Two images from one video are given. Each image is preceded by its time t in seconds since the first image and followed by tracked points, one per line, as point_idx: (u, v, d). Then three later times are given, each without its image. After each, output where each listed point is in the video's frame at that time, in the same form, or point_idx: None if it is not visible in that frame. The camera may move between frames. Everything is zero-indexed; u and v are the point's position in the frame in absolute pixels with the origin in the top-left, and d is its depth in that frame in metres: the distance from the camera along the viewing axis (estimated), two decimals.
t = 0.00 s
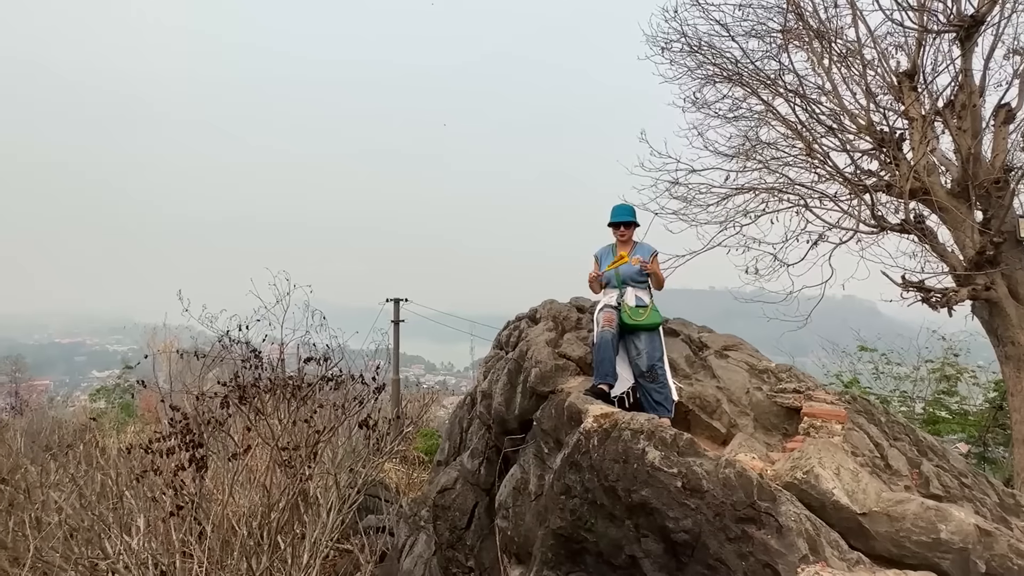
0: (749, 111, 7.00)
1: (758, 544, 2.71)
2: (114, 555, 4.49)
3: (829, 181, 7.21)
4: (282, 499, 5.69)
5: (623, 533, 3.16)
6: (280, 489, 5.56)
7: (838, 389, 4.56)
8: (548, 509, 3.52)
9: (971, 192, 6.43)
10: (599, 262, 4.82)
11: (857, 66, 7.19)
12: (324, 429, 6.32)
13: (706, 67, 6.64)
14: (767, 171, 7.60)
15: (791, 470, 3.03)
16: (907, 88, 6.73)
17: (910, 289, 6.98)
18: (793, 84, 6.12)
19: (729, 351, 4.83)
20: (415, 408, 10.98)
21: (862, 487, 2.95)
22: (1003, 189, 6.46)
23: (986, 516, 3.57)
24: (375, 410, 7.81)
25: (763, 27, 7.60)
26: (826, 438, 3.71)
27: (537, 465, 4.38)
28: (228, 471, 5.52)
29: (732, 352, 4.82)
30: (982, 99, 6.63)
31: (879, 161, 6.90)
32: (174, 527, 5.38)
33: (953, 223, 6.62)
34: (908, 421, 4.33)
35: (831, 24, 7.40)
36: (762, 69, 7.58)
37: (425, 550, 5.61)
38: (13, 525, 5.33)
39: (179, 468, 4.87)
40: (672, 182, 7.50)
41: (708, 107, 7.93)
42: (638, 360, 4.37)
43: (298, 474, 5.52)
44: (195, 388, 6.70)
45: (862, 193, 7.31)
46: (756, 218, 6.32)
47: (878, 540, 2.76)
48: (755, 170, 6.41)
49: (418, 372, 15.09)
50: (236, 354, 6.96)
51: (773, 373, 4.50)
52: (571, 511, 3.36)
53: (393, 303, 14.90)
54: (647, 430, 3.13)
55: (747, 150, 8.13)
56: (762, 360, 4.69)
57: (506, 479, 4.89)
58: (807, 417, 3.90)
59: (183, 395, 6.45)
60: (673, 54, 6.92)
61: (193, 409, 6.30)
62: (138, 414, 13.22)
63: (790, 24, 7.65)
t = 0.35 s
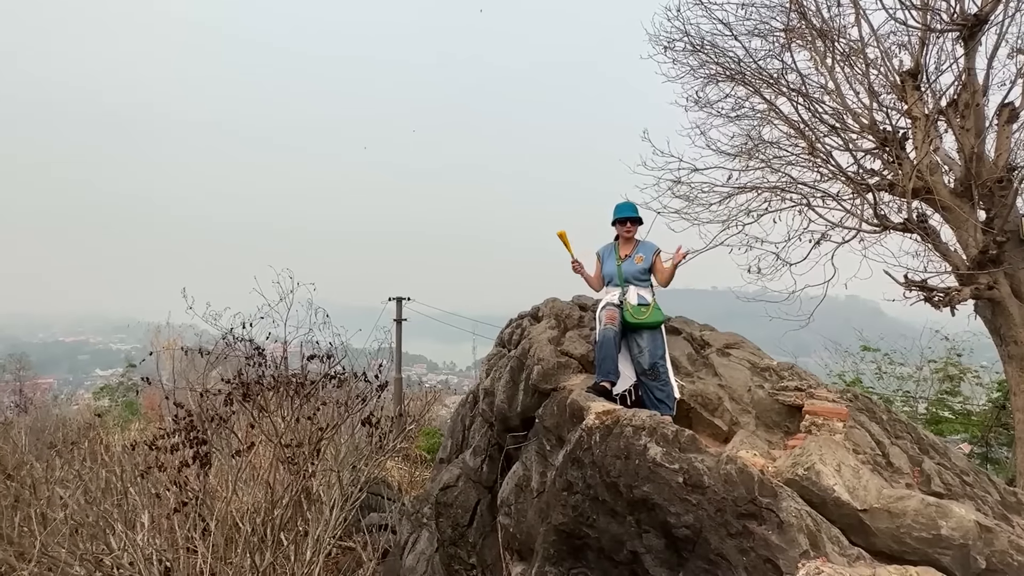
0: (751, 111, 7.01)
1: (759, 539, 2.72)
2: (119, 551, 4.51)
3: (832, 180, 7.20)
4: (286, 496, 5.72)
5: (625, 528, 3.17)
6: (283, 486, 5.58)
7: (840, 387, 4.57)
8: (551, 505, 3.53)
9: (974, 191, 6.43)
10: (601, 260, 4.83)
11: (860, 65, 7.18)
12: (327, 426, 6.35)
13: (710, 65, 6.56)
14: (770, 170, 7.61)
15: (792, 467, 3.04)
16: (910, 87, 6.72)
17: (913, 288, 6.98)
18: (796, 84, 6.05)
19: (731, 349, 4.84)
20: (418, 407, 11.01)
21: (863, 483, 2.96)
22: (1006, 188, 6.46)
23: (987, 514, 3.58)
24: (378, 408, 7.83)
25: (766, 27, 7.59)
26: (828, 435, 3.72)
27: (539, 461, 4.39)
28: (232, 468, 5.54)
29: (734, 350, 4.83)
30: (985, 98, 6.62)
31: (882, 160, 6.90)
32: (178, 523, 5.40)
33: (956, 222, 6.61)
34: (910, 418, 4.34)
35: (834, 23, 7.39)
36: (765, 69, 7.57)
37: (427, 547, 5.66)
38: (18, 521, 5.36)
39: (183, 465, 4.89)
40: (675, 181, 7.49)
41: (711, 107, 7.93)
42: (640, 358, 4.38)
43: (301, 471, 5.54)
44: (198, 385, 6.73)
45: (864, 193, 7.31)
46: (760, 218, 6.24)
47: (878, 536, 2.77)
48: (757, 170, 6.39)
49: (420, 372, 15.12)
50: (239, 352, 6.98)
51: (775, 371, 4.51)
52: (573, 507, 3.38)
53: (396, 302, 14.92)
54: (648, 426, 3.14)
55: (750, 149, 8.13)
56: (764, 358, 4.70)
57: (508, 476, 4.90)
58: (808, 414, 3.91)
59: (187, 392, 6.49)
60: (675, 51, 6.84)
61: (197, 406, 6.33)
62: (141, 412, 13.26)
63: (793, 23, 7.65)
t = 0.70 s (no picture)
0: (755, 109, 7.00)
1: (760, 536, 2.73)
2: (123, 545, 4.54)
3: (835, 179, 7.19)
4: (288, 492, 5.74)
5: (626, 525, 3.19)
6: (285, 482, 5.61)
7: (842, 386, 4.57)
8: (553, 502, 3.55)
9: (978, 191, 6.41)
10: (604, 259, 4.84)
11: (864, 64, 7.17)
12: (331, 423, 6.38)
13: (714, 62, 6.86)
14: (773, 169, 7.61)
15: (793, 464, 3.05)
16: (915, 86, 6.71)
17: (916, 287, 6.98)
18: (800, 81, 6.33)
19: (733, 348, 4.84)
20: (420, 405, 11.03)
21: (864, 481, 2.96)
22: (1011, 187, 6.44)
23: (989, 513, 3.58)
24: (380, 405, 7.86)
25: (770, 25, 7.58)
26: (830, 434, 3.72)
27: (541, 459, 4.41)
28: (236, 463, 5.57)
29: (736, 349, 4.83)
30: (990, 97, 6.60)
31: (886, 159, 6.88)
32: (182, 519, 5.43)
33: (960, 222, 6.60)
34: (911, 418, 4.34)
35: (838, 22, 7.38)
36: (769, 67, 7.57)
37: (430, 543, 5.62)
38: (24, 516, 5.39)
39: (187, 460, 4.92)
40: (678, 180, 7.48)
41: (714, 105, 7.93)
42: (642, 356, 4.39)
43: (304, 467, 5.57)
44: (202, 382, 6.76)
45: (868, 192, 7.30)
46: (763, 216, 6.47)
47: (879, 534, 2.78)
48: (763, 168, 6.64)
49: (423, 370, 15.13)
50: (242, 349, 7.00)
51: (777, 370, 4.52)
52: (575, 504, 3.39)
53: (399, 299, 14.92)
54: (650, 424, 3.15)
55: (753, 148, 8.12)
56: (766, 357, 4.71)
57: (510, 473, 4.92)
58: (810, 413, 3.91)
59: (191, 388, 6.52)
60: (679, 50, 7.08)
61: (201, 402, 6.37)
62: (144, 408, 13.30)
63: (797, 22, 7.64)
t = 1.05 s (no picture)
0: (759, 108, 6.99)
1: (760, 533, 2.75)
2: (128, 538, 4.57)
3: (839, 178, 7.19)
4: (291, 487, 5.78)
5: (626, 521, 3.21)
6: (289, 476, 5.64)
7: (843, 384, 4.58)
8: (554, 498, 3.56)
9: (982, 191, 6.41)
10: (606, 257, 4.85)
11: (869, 62, 7.15)
12: (334, 418, 6.42)
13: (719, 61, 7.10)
14: (776, 167, 7.61)
15: (793, 462, 3.07)
16: (920, 85, 6.70)
17: (919, 287, 6.98)
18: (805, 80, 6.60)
19: (735, 346, 4.85)
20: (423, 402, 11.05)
21: (864, 479, 2.98)
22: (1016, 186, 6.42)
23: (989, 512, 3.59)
24: (383, 400, 7.89)
25: (775, 23, 7.56)
26: (831, 432, 3.73)
27: (542, 455, 4.43)
28: (240, 458, 5.60)
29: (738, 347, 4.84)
30: (995, 96, 6.58)
31: (890, 158, 6.88)
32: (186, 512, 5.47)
33: (964, 221, 6.59)
34: (913, 416, 4.35)
35: (844, 20, 7.36)
36: (773, 65, 7.56)
37: (432, 539, 5.62)
38: (30, 508, 5.43)
39: (191, 454, 4.95)
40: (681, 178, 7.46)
41: (718, 103, 7.92)
42: (643, 354, 4.40)
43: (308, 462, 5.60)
44: (207, 376, 6.80)
45: (872, 191, 7.30)
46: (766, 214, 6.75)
47: (879, 532, 2.79)
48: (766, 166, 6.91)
49: (425, 367, 15.16)
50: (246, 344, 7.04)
51: (778, 368, 4.53)
52: (576, 500, 3.41)
53: (402, 296, 14.91)
54: (651, 421, 3.17)
55: (756, 146, 8.12)
56: (768, 355, 4.72)
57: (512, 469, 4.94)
58: (812, 411, 3.91)
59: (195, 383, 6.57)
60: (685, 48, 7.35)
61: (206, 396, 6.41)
62: (148, 404, 13.35)
63: (802, 19, 7.62)
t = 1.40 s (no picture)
0: (763, 105, 6.98)
1: (759, 529, 2.76)
2: (131, 531, 4.59)
3: (844, 175, 7.16)
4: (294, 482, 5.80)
5: (627, 516, 3.22)
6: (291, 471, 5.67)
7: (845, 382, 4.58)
8: (555, 494, 3.58)
9: (987, 189, 6.38)
10: (607, 255, 4.85)
11: (875, 59, 7.12)
12: (337, 414, 6.44)
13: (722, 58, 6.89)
14: (780, 165, 7.59)
15: (794, 459, 3.08)
16: (925, 83, 6.67)
17: (923, 286, 6.96)
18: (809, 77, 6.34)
19: (737, 343, 4.86)
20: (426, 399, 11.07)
21: (864, 476, 2.98)
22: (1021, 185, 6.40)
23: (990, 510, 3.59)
24: (385, 397, 7.91)
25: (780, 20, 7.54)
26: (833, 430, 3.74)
27: (544, 451, 4.44)
28: (243, 453, 5.63)
29: (739, 345, 4.85)
30: (1001, 94, 6.55)
31: (895, 156, 6.85)
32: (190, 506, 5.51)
33: (969, 220, 6.58)
34: (915, 415, 4.35)
35: (849, 17, 7.33)
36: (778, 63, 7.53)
37: (433, 534, 5.63)
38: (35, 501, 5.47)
39: (195, 448, 4.98)
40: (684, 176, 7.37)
41: (723, 100, 7.90)
42: (645, 351, 4.40)
43: (310, 457, 5.63)
44: (210, 371, 6.83)
45: (876, 189, 7.27)
46: (770, 212, 6.65)
47: (878, 529, 2.80)
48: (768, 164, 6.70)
49: (428, 364, 15.19)
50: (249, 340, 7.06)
51: (780, 366, 4.53)
52: (577, 495, 3.43)
53: (405, 293, 14.92)
54: (652, 417, 3.17)
55: (760, 144, 8.11)
56: (770, 353, 4.72)
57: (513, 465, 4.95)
58: (813, 409, 3.92)
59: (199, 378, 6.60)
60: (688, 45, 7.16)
61: (209, 391, 6.44)
62: (152, 398, 13.41)
63: (807, 17, 7.60)
